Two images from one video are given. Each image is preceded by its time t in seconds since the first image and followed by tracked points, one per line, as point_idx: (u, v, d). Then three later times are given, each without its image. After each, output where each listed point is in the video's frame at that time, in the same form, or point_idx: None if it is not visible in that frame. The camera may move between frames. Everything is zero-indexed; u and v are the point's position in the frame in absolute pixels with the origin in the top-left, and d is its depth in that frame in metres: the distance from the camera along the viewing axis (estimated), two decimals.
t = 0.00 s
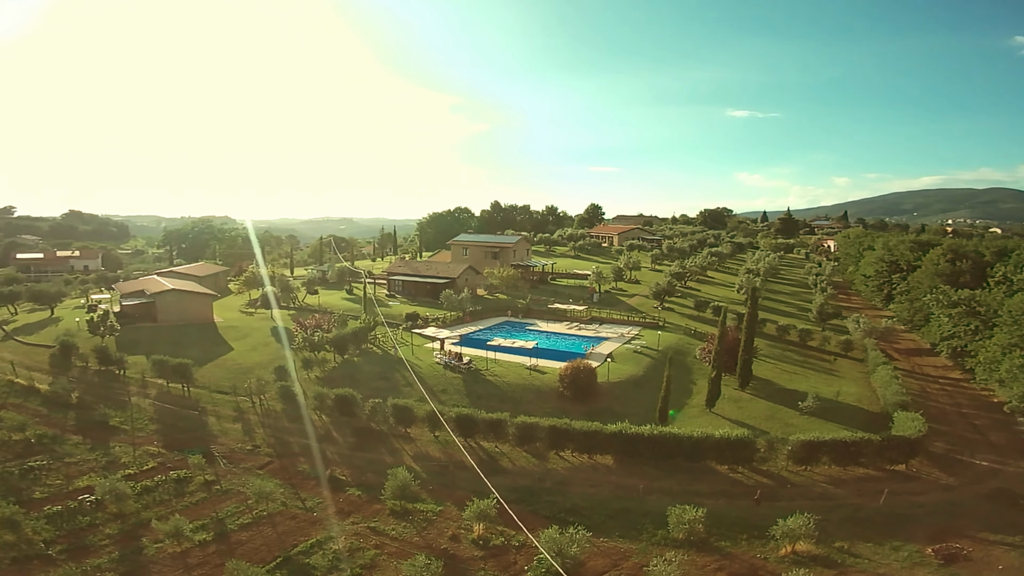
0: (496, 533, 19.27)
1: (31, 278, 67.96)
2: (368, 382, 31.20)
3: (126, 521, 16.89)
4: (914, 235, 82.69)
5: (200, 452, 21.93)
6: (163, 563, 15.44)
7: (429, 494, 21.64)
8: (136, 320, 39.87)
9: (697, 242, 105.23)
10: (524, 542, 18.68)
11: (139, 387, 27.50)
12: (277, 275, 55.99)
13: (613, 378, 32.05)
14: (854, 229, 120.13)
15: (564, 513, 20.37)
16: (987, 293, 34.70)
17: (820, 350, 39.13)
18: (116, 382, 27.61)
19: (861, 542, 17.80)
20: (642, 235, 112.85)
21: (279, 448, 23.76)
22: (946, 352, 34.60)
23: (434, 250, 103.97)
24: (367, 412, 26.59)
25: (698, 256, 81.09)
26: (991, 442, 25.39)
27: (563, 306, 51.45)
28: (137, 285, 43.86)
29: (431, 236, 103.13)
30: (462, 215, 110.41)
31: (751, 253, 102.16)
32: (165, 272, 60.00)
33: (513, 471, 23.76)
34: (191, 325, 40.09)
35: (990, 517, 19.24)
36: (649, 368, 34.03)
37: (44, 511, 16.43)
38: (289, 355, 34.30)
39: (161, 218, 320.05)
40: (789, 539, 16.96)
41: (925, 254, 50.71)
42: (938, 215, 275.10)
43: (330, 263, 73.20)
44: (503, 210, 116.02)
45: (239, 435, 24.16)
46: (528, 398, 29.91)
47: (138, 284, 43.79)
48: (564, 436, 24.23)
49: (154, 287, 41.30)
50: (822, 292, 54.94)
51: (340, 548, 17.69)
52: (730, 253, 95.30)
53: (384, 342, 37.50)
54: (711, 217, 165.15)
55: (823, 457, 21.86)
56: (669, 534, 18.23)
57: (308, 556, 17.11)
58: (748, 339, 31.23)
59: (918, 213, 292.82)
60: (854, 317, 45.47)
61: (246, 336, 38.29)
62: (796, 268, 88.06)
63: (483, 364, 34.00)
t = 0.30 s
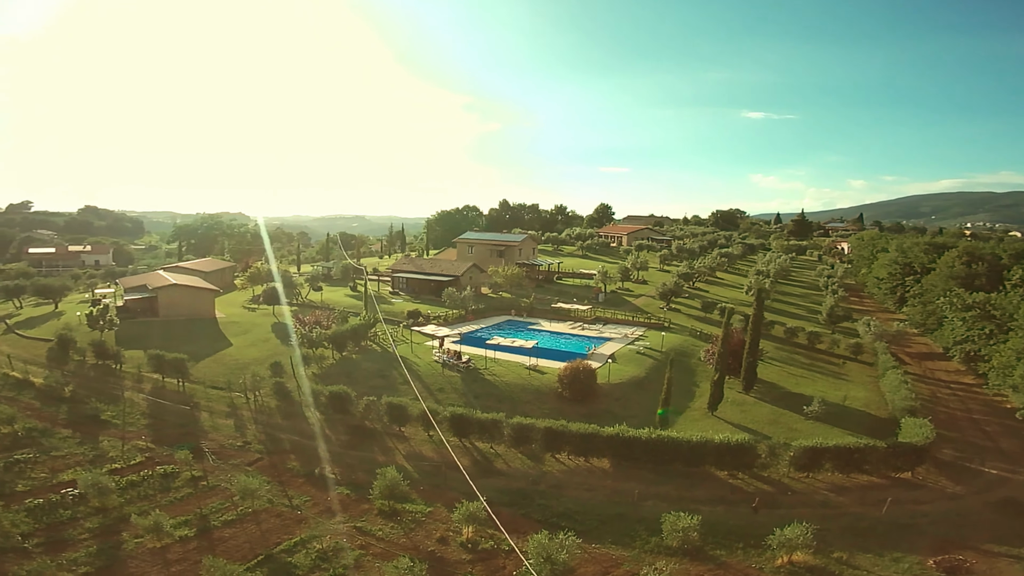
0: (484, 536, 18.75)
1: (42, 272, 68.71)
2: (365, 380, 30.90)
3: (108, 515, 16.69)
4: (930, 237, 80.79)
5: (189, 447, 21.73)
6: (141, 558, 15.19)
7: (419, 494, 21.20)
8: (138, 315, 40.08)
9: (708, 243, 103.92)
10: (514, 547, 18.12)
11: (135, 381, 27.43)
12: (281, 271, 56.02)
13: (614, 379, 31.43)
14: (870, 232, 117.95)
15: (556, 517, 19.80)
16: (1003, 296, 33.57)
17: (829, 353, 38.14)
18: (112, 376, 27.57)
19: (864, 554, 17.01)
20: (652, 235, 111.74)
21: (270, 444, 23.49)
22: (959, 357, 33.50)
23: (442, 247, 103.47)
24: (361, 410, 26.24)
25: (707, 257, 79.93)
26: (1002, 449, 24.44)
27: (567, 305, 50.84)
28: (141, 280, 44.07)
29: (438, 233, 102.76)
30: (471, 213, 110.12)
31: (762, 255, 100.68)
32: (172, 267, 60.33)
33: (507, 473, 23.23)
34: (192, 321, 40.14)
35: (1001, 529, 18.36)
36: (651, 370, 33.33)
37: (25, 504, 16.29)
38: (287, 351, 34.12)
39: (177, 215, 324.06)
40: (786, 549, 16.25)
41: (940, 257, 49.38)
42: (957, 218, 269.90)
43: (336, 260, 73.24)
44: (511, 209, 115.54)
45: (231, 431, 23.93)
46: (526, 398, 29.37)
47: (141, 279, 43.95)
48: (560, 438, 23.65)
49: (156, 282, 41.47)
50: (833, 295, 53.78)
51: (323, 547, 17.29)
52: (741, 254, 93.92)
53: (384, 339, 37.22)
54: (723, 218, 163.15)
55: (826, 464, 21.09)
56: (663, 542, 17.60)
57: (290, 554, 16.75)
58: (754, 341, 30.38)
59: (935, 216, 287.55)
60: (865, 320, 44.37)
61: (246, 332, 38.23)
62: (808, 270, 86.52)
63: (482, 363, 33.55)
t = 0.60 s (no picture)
0: (478, 542, 18.25)
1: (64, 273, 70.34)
2: (369, 382, 30.72)
3: (99, 514, 16.69)
4: (959, 245, 78.05)
5: (187, 448, 21.75)
6: (128, 557, 15.11)
7: (415, 498, 20.83)
8: (150, 315, 40.64)
9: (726, 249, 102.04)
10: (509, 555, 17.58)
11: (139, 381, 27.63)
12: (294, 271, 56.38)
13: (621, 385, 30.72)
14: (896, 240, 114.71)
15: (553, 526, 19.21)
16: None
17: (847, 362, 36.84)
18: (118, 375, 27.86)
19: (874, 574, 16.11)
20: (669, 240, 110.19)
21: (268, 445, 23.40)
22: (984, 369, 32.07)
23: (455, 248, 103.71)
24: (362, 411, 25.99)
25: (725, 263, 78.33)
26: None
27: (579, 309, 50.15)
28: (154, 280, 44.72)
29: (453, 234, 103.44)
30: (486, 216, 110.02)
31: (783, 262, 98.50)
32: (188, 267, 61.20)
33: (507, 479, 22.69)
34: (202, 321, 40.54)
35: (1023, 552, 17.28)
36: (660, 377, 32.51)
37: (18, 502, 16.34)
38: (293, 352, 34.16)
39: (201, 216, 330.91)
40: (788, 565, 15.47)
41: (967, 266, 47.57)
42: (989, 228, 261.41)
43: (349, 262, 73.60)
44: (527, 213, 115.12)
45: (230, 432, 23.90)
46: (529, 403, 28.84)
47: (155, 280, 44.54)
48: (562, 445, 23.04)
49: (169, 282, 42.03)
50: (854, 303, 52.16)
51: (313, 550, 16.97)
52: (760, 261, 91.96)
53: (391, 340, 37.04)
54: (744, 225, 160.35)
55: (835, 477, 20.23)
56: (662, 556, 16.92)
57: (278, 556, 16.48)
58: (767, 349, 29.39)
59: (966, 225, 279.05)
60: (886, 329, 42.86)
61: (255, 332, 38.44)
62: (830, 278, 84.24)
63: (488, 366, 33.13)
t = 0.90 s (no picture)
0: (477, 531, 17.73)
1: (88, 254, 71.75)
2: (376, 365, 30.39)
3: (93, 495, 16.75)
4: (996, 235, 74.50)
5: (189, 429, 21.73)
6: (118, 540, 15.09)
7: (414, 483, 20.42)
8: (165, 296, 41.00)
9: (749, 237, 99.31)
10: (507, 546, 17.02)
11: (147, 361, 27.76)
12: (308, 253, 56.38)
13: (633, 372, 29.81)
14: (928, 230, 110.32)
15: (555, 517, 18.58)
16: None
17: (871, 352, 35.27)
18: (127, 356, 28.05)
19: None
20: (691, 226, 107.71)
21: (270, 426, 23.23)
22: (1017, 363, 30.34)
23: (472, 231, 103.14)
24: (366, 395, 25.65)
25: (747, 250, 76.06)
26: None
27: (594, 293, 49.09)
28: (170, 261, 45.07)
29: (470, 217, 103.18)
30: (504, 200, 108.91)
31: (808, 250, 95.52)
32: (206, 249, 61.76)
33: (511, 466, 22.06)
34: (215, 302, 40.75)
35: None
36: (674, 364, 31.49)
37: (13, 482, 16.44)
38: (302, 334, 34.03)
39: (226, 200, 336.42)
40: (796, 564, 14.63)
41: (1003, 256, 45.18)
42: None
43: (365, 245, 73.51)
44: (545, 197, 113.59)
45: (233, 413, 23.80)
46: (537, 389, 28.16)
47: (171, 261, 44.91)
48: (568, 433, 22.29)
49: (183, 263, 42.28)
50: (880, 293, 50.08)
51: (306, 535, 16.67)
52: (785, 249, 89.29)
53: (400, 322, 36.66)
54: (769, 212, 156.11)
55: (852, 472, 19.22)
56: (666, 551, 16.20)
57: (271, 540, 16.22)
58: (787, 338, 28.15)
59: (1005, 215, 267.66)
60: (914, 320, 40.97)
61: (266, 314, 38.45)
62: (857, 268, 81.21)
63: (497, 350, 32.52)
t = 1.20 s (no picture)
0: (470, 527, 17.24)
1: (100, 244, 72.31)
2: (377, 355, 29.99)
3: (80, 486, 16.63)
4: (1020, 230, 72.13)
5: (184, 419, 21.57)
6: (101, 531, 14.93)
7: (409, 477, 19.97)
8: (169, 286, 41.00)
9: (763, 229, 97.46)
10: (501, 543, 16.51)
11: (147, 351, 27.65)
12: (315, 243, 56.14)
13: (638, 365, 29.06)
14: (948, 224, 107.49)
15: (551, 513, 18.03)
16: None
17: (886, 347, 34.10)
18: (127, 345, 27.98)
19: None
20: (703, 219, 105.99)
21: (266, 417, 22.95)
22: None
23: (481, 222, 102.46)
24: (365, 386, 25.24)
25: (760, 243, 74.48)
26: None
27: (602, 285, 48.25)
28: (176, 251, 45.08)
29: (480, 209, 102.57)
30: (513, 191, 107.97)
31: (823, 244, 93.53)
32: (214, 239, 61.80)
33: (510, 461, 21.51)
34: (220, 292, 40.65)
35: None
36: (681, 357, 30.66)
37: (0, 471, 16.36)
38: (304, 324, 33.74)
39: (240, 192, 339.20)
40: (800, 567, 13.96)
41: None
42: None
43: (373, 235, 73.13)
44: (555, 188, 112.49)
45: (229, 403, 23.55)
46: (539, 381, 27.56)
47: (176, 251, 44.91)
48: (568, 428, 21.63)
49: (188, 253, 42.22)
50: (897, 287, 48.62)
51: (295, 528, 16.31)
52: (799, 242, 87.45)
53: (403, 313, 36.20)
54: (784, 205, 153.20)
55: (862, 470, 18.40)
56: (665, 551, 15.59)
57: (258, 534, 15.91)
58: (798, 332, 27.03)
59: None
60: (931, 314, 39.61)
61: (269, 304, 38.25)
62: (873, 262, 79.33)
63: (500, 341, 31.96)
